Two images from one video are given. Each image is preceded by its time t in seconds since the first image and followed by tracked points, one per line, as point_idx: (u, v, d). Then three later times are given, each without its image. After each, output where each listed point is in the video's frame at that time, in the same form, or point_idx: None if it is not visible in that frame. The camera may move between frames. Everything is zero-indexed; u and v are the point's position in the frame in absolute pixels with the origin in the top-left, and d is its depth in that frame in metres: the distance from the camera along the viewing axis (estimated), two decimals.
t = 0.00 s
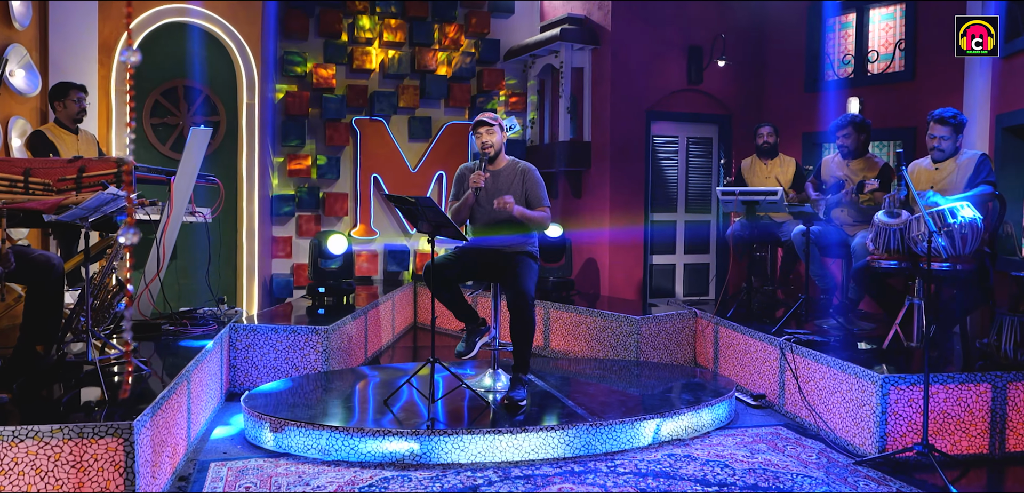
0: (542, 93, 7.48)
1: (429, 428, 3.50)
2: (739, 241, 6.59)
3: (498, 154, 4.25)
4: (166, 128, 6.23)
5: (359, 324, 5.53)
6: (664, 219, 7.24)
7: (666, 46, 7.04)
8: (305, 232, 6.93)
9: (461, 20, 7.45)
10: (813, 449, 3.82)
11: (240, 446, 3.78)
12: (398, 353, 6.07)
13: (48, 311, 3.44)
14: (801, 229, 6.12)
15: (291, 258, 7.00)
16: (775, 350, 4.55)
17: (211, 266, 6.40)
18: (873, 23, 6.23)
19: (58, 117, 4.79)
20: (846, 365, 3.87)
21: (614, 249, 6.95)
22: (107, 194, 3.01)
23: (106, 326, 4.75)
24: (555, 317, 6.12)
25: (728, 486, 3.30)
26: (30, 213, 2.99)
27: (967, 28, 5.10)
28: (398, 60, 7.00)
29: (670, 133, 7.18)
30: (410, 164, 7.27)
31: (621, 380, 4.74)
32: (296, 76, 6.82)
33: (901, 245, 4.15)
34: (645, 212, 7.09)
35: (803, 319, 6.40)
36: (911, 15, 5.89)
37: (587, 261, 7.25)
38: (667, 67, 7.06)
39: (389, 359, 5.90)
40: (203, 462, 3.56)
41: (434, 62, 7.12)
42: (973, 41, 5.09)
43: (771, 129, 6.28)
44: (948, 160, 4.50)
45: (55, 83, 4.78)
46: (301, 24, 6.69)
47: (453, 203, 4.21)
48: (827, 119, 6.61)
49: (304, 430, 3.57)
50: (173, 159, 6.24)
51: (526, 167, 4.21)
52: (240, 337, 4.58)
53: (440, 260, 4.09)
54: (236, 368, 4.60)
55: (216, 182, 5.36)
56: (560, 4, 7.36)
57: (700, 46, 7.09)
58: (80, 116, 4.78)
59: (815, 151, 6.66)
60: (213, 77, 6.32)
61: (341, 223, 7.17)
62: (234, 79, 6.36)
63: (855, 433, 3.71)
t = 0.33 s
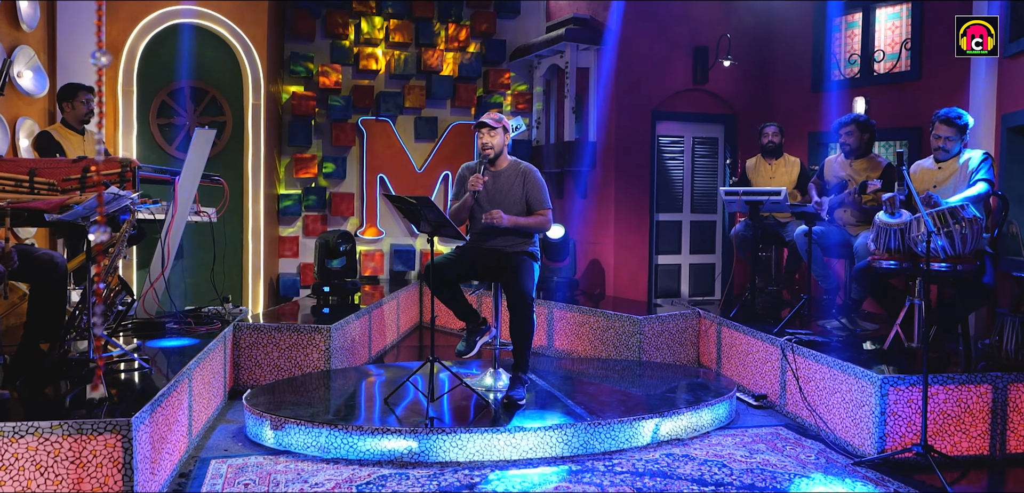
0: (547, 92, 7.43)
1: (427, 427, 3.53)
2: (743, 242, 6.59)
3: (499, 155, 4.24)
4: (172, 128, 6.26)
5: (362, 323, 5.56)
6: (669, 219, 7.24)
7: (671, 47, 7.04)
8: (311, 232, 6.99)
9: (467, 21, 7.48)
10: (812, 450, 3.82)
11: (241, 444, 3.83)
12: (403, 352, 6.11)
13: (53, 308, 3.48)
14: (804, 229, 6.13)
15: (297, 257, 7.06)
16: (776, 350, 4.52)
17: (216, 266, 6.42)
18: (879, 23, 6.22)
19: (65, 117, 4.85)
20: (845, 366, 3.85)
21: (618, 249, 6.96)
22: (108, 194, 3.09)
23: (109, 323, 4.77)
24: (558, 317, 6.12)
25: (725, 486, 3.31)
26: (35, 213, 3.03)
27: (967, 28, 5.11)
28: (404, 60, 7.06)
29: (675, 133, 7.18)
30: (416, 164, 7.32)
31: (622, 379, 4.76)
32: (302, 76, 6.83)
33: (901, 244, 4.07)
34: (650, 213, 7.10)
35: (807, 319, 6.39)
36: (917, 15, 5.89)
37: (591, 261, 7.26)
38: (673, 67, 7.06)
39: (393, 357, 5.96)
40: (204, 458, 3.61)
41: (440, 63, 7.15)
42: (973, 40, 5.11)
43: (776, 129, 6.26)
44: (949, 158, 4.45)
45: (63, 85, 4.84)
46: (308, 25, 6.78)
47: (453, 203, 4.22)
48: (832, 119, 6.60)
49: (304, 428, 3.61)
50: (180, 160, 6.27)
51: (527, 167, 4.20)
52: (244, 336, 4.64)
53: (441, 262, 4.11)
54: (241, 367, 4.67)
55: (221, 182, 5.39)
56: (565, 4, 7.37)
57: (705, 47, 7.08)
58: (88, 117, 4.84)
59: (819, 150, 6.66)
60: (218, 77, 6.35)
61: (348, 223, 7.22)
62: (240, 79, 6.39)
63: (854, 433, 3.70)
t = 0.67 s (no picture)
0: (552, 93, 7.46)
1: (423, 425, 3.54)
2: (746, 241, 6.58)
3: (500, 155, 4.27)
4: (178, 129, 6.32)
5: (365, 322, 5.59)
6: (673, 219, 7.24)
7: (676, 46, 7.03)
8: (317, 232, 7.03)
9: (473, 21, 7.51)
10: (809, 450, 3.78)
11: (241, 441, 3.86)
12: (406, 351, 6.14)
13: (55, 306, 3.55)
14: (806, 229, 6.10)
15: (303, 257, 7.12)
16: (777, 350, 4.51)
17: (220, 265, 6.46)
18: (884, 22, 6.20)
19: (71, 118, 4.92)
20: (843, 366, 3.82)
21: (622, 249, 6.95)
22: (106, 194, 3.11)
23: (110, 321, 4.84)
24: (561, 316, 6.13)
25: (720, 485, 3.28)
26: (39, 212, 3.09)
27: (967, 28, 5.03)
28: (410, 60, 7.11)
29: (679, 133, 7.18)
30: (422, 164, 7.37)
31: (623, 378, 4.74)
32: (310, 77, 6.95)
33: (900, 244, 4.08)
34: (655, 213, 7.08)
35: (811, 319, 6.37)
36: (922, 14, 5.85)
37: (596, 261, 7.27)
38: (678, 67, 7.05)
39: (396, 356, 5.99)
40: (203, 455, 3.64)
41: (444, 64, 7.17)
42: (973, 41, 5.03)
43: (779, 128, 6.25)
44: (948, 162, 4.40)
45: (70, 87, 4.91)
46: (314, 25, 6.82)
47: (454, 204, 4.23)
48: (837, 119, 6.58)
49: (303, 426, 3.63)
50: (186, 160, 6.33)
51: (528, 167, 4.23)
52: (246, 334, 4.69)
53: (440, 260, 4.14)
54: (244, 365, 4.71)
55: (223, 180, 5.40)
56: (570, 4, 7.39)
57: (710, 46, 7.06)
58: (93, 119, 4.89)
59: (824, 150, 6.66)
60: (223, 78, 6.39)
61: (354, 222, 7.27)
62: (245, 79, 6.42)
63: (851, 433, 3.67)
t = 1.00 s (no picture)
0: (557, 93, 7.47)
1: (422, 423, 3.55)
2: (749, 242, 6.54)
3: (502, 156, 4.27)
4: (184, 130, 6.37)
5: (368, 322, 5.60)
6: (681, 220, 7.19)
7: (680, 47, 7.02)
8: (323, 233, 7.00)
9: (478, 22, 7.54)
10: (807, 451, 3.73)
11: (243, 439, 3.88)
12: (411, 352, 6.18)
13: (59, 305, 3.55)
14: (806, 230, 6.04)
15: (310, 257, 7.07)
16: (777, 351, 4.48)
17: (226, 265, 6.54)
18: (889, 21, 6.07)
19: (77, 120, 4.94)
20: (841, 366, 3.78)
21: (627, 249, 6.93)
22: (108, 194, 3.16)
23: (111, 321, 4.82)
24: (565, 316, 6.12)
25: (716, 485, 3.26)
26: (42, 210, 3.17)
27: (967, 27, 4.95)
28: (416, 61, 7.16)
29: (685, 133, 7.13)
30: (427, 164, 7.40)
31: (623, 378, 4.71)
32: (318, 79, 6.97)
33: (900, 244, 4.08)
34: (660, 213, 7.05)
35: (816, 319, 6.32)
36: (926, 13, 5.73)
37: (601, 260, 7.27)
38: (683, 67, 7.03)
39: (400, 356, 6.02)
40: (205, 453, 3.65)
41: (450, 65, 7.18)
42: (973, 41, 4.94)
43: (782, 128, 6.24)
44: (951, 160, 4.38)
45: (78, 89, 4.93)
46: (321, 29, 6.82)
47: (455, 205, 4.25)
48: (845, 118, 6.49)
49: (303, 423, 3.64)
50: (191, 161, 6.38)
51: (529, 169, 4.24)
52: (251, 333, 4.72)
53: (440, 261, 4.17)
54: (248, 364, 4.74)
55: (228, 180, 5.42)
56: (576, 5, 7.41)
57: (715, 46, 7.03)
58: (101, 121, 4.91)
59: (827, 149, 6.54)
60: (230, 80, 6.49)
61: (360, 223, 7.24)
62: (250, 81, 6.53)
63: (850, 434, 3.63)
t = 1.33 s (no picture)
0: (568, 94, 7.51)
1: (426, 421, 3.50)
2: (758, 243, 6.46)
3: (509, 157, 4.22)
4: (196, 132, 6.42)
5: (376, 323, 5.60)
6: (691, 219, 7.14)
7: (689, 46, 6.91)
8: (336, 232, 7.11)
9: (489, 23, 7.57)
10: (813, 451, 3.64)
11: (249, 437, 3.86)
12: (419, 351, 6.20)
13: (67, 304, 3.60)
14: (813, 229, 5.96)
15: (323, 257, 7.18)
16: (784, 351, 4.38)
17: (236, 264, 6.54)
18: (901, 20, 5.96)
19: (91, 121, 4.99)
20: (847, 367, 3.69)
21: (637, 248, 6.87)
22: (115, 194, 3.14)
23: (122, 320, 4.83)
24: (574, 316, 6.08)
25: (718, 485, 3.18)
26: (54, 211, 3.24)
27: (967, 28, 5.15)
28: (427, 62, 7.20)
29: (696, 133, 7.08)
30: (438, 165, 7.45)
31: (628, 377, 4.66)
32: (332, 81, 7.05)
33: (906, 244, 4.02)
34: (670, 212, 6.99)
35: (827, 320, 6.24)
36: (939, 12, 5.61)
37: (611, 260, 7.23)
38: (693, 66, 6.94)
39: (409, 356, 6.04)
40: (211, 450, 3.62)
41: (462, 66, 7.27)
42: (973, 41, 5.14)
43: (793, 128, 6.19)
44: (956, 160, 4.32)
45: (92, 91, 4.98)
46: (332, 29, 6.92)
47: (461, 205, 4.23)
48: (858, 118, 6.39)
49: (308, 421, 3.60)
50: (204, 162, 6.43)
51: (535, 171, 4.19)
52: (260, 332, 4.75)
53: (445, 261, 4.15)
54: (257, 363, 4.77)
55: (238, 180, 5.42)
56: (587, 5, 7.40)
57: (725, 46, 6.96)
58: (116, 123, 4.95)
59: (836, 149, 6.52)
60: (241, 82, 6.52)
61: (371, 223, 7.34)
62: (262, 82, 6.57)
63: (855, 435, 3.54)
